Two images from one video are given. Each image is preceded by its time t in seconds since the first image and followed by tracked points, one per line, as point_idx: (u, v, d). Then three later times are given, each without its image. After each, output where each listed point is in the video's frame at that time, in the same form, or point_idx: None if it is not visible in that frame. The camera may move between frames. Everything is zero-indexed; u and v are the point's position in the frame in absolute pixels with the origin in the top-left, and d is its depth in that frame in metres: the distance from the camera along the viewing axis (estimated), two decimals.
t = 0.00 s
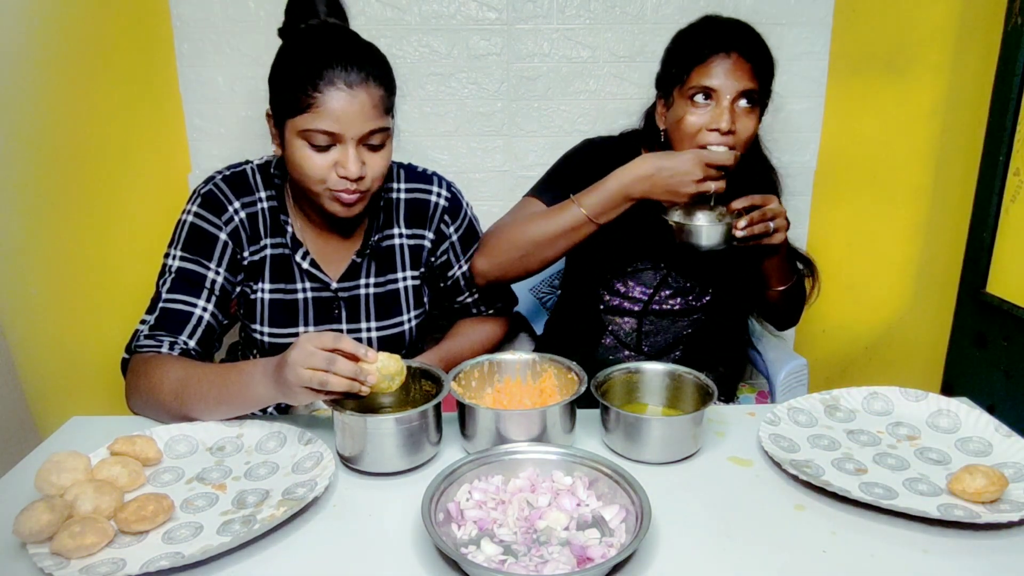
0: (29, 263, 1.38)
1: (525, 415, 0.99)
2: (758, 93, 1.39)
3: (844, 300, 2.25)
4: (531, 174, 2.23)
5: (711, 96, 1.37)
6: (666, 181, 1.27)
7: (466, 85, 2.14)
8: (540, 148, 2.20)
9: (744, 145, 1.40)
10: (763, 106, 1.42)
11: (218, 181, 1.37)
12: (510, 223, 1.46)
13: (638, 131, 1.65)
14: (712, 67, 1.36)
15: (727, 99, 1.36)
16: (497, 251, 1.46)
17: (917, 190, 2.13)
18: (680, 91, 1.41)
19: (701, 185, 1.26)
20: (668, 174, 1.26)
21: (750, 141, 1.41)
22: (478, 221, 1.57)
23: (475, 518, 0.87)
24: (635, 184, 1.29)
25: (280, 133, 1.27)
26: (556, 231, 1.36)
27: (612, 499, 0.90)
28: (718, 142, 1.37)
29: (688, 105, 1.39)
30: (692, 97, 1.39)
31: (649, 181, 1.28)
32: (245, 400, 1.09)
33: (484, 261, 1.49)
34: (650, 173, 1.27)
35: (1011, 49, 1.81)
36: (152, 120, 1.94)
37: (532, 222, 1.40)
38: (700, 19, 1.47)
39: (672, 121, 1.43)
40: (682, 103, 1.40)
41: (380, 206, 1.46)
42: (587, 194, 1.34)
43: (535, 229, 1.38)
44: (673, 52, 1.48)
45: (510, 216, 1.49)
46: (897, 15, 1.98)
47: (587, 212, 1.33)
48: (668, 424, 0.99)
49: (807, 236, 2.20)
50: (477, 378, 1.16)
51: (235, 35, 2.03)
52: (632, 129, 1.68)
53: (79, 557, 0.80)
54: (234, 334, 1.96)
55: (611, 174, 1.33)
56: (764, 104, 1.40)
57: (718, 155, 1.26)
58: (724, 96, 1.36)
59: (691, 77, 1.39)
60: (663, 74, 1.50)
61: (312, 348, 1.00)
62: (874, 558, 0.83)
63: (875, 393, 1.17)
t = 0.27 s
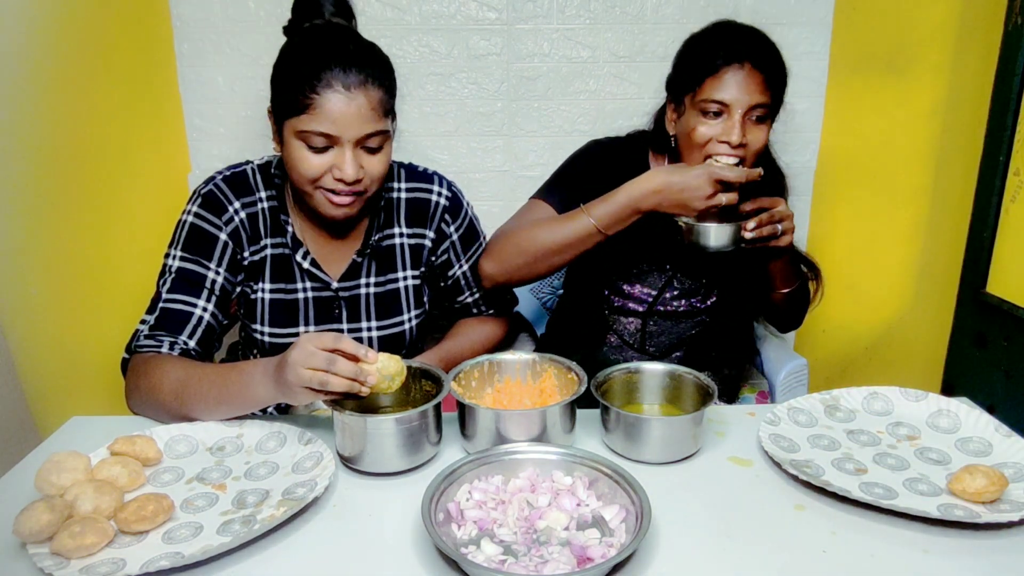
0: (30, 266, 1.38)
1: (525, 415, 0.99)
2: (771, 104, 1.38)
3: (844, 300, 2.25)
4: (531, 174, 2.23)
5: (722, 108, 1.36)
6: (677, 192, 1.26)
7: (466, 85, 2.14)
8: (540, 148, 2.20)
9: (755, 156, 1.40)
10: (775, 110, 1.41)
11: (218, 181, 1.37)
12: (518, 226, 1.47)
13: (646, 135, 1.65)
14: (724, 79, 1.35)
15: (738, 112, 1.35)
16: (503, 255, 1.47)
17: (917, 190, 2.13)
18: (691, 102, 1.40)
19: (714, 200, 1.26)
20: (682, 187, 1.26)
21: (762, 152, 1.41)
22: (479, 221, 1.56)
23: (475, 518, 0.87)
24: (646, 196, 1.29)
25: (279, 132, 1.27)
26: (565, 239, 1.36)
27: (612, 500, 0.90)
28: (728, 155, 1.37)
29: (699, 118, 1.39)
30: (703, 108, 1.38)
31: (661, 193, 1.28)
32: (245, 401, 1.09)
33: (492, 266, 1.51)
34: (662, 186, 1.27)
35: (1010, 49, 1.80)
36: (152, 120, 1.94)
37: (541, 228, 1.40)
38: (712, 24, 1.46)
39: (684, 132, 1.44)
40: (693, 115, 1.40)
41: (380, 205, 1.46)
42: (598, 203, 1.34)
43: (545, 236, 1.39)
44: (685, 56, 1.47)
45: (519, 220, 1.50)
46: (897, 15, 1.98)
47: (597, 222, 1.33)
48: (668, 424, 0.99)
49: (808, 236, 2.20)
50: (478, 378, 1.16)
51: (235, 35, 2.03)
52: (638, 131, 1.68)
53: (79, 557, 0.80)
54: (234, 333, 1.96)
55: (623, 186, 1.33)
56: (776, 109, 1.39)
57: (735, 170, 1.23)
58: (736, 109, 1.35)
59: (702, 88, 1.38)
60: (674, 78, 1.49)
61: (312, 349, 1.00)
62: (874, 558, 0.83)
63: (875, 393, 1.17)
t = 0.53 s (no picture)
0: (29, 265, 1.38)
1: (525, 415, 0.99)
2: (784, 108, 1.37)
3: (845, 300, 2.25)
4: (531, 174, 2.23)
5: (736, 112, 1.35)
6: (686, 201, 1.28)
7: (466, 85, 2.14)
8: (540, 148, 2.20)
9: (770, 160, 1.39)
10: (789, 110, 1.40)
11: (218, 181, 1.37)
12: (522, 229, 1.46)
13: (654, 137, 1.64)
14: (737, 83, 1.34)
15: (753, 116, 1.34)
16: (506, 259, 1.46)
17: (917, 191, 2.13)
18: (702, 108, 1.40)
19: (721, 211, 1.28)
20: (692, 198, 1.28)
21: (775, 157, 1.41)
22: (478, 221, 1.56)
23: (475, 518, 0.87)
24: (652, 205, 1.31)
25: (280, 135, 1.27)
26: (571, 245, 1.37)
27: (612, 500, 0.90)
28: (742, 161, 1.37)
29: (711, 124, 1.38)
30: (717, 112, 1.37)
31: (667, 202, 1.30)
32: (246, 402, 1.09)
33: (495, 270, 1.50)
34: (669, 196, 1.29)
35: (1010, 49, 1.80)
36: (152, 120, 1.94)
37: (547, 232, 1.40)
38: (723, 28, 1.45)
39: (695, 138, 1.43)
40: (704, 122, 1.39)
41: (380, 206, 1.46)
42: (605, 211, 1.35)
43: (552, 241, 1.39)
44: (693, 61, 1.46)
45: (523, 222, 1.50)
46: (897, 16, 1.98)
47: (603, 229, 1.34)
48: (668, 424, 0.99)
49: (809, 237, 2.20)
50: (477, 379, 1.16)
51: (234, 35, 2.03)
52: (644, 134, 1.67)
53: (79, 557, 0.80)
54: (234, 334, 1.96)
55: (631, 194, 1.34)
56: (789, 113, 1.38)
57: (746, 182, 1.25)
58: (750, 113, 1.34)
59: (713, 94, 1.37)
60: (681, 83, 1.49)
61: (313, 349, 1.00)
62: (874, 558, 0.83)
63: (875, 393, 1.17)
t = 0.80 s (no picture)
0: (29, 262, 1.38)
1: (525, 415, 0.99)
2: (795, 125, 1.35)
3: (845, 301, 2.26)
4: (531, 174, 2.23)
5: (746, 130, 1.33)
6: (691, 224, 1.31)
7: (466, 85, 2.14)
8: (540, 148, 2.20)
9: (779, 177, 1.38)
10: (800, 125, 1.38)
11: (217, 181, 1.37)
12: (526, 250, 1.48)
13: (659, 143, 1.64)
14: (748, 100, 1.32)
15: (764, 134, 1.32)
16: (512, 277, 1.48)
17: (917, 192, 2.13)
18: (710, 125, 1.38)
19: (731, 234, 1.30)
20: (702, 221, 1.30)
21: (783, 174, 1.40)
22: (478, 222, 1.57)
23: (475, 518, 0.86)
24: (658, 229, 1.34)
25: (278, 138, 1.27)
26: (576, 267, 1.40)
27: (612, 500, 0.90)
28: (750, 179, 1.36)
29: (720, 141, 1.37)
30: (726, 129, 1.35)
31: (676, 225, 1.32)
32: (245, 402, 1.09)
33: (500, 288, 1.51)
34: (677, 220, 1.32)
35: (1010, 49, 1.80)
36: (152, 120, 1.94)
37: (553, 253, 1.43)
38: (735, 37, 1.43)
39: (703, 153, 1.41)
40: (713, 138, 1.37)
41: (380, 207, 1.46)
42: (610, 233, 1.38)
43: (558, 262, 1.41)
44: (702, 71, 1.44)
45: (527, 239, 1.51)
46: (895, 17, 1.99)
47: (607, 251, 1.38)
48: (668, 424, 0.99)
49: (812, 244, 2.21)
50: (477, 379, 1.16)
51: (234, 35, 2.03)
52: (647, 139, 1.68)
53: (79, 558, 0.80)
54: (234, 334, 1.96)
55: (637, 216, 1.37)
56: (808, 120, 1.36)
57: (755, 208, 1.26)
58: (761, 131, 1.32)
59: (721, 110, 1.35)
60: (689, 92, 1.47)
61: (314, 348, 1.00)
62: (874, 558, 0.83)
63: (875, 393, 1.17)
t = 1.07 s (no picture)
0: (30, 261, 1.39)
1: (525, 415, 0.99)
2: (799, 166, 1.32)
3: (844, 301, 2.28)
4: (531, 174, 2.23)
5: (749, 172, 1.31)
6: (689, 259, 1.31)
7: (466, 85, 2.14)
8: (540, 148, 2.20)
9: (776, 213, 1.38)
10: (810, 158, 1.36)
11: (227, 171, 1.37)
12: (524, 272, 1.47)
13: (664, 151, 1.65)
14: (753, 142, 1.28)
15: (766, 178, 1.30)
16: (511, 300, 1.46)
17: (917, 192, 2.11)
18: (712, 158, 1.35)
19: (730, 271, 1.30)
20: (701, 256, 1.30)
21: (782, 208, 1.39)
22: (478, 217, 1.58)
23: (475, 518, 0.87)
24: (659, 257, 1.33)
25: (289, 136, 1.27)
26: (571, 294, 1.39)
27: (612, 500, 0.90)
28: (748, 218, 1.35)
29: (721, 178, 1.34)
30: (729, 167, 1.32)
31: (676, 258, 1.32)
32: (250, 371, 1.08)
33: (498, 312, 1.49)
34: (678, 253, 1.31)
35: (1010, 49, 1.79)
36: (152, 120, 1.94)
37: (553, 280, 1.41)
38: (745, 58, 1.40)
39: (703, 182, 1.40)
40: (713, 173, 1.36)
41: (384, 203, 1.47)
42: (607, 264, 1.38)
43: (557, 288, 1.40)
44: (713, 86, 1.41)
45: (523, 262, 1.49)
46: (895, 15, 1.99)
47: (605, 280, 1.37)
48: (668, 424, 0.99)
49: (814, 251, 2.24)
50: (477, 378, 1.16)
51: (234, 35, 2.03)
52: (650, 147, 1.69)
53: (80, 557, 0.80)
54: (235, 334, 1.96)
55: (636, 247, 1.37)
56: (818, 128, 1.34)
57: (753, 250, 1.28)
58: (763, 175, 1.30)
59: (727, 147, 1.32)
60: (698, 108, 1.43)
61: (344, 353, 1.01)
62: (874, 558, 0.83)
63: (875, 393, 1.17)
